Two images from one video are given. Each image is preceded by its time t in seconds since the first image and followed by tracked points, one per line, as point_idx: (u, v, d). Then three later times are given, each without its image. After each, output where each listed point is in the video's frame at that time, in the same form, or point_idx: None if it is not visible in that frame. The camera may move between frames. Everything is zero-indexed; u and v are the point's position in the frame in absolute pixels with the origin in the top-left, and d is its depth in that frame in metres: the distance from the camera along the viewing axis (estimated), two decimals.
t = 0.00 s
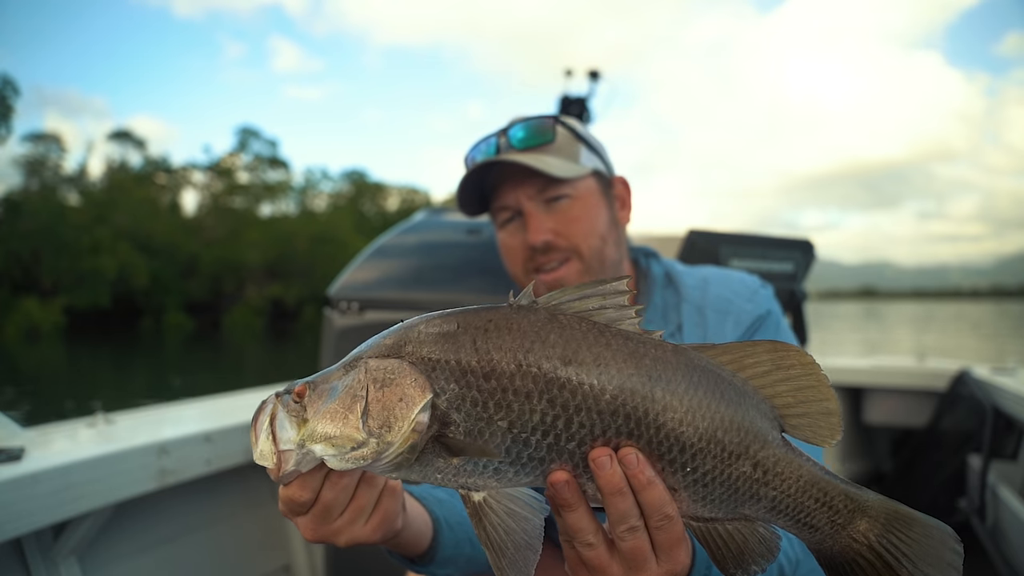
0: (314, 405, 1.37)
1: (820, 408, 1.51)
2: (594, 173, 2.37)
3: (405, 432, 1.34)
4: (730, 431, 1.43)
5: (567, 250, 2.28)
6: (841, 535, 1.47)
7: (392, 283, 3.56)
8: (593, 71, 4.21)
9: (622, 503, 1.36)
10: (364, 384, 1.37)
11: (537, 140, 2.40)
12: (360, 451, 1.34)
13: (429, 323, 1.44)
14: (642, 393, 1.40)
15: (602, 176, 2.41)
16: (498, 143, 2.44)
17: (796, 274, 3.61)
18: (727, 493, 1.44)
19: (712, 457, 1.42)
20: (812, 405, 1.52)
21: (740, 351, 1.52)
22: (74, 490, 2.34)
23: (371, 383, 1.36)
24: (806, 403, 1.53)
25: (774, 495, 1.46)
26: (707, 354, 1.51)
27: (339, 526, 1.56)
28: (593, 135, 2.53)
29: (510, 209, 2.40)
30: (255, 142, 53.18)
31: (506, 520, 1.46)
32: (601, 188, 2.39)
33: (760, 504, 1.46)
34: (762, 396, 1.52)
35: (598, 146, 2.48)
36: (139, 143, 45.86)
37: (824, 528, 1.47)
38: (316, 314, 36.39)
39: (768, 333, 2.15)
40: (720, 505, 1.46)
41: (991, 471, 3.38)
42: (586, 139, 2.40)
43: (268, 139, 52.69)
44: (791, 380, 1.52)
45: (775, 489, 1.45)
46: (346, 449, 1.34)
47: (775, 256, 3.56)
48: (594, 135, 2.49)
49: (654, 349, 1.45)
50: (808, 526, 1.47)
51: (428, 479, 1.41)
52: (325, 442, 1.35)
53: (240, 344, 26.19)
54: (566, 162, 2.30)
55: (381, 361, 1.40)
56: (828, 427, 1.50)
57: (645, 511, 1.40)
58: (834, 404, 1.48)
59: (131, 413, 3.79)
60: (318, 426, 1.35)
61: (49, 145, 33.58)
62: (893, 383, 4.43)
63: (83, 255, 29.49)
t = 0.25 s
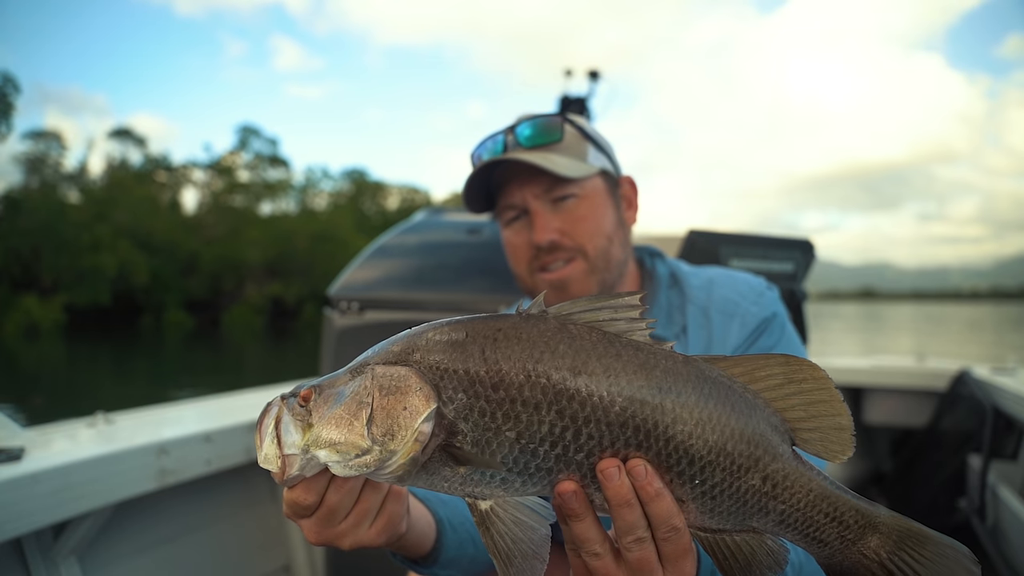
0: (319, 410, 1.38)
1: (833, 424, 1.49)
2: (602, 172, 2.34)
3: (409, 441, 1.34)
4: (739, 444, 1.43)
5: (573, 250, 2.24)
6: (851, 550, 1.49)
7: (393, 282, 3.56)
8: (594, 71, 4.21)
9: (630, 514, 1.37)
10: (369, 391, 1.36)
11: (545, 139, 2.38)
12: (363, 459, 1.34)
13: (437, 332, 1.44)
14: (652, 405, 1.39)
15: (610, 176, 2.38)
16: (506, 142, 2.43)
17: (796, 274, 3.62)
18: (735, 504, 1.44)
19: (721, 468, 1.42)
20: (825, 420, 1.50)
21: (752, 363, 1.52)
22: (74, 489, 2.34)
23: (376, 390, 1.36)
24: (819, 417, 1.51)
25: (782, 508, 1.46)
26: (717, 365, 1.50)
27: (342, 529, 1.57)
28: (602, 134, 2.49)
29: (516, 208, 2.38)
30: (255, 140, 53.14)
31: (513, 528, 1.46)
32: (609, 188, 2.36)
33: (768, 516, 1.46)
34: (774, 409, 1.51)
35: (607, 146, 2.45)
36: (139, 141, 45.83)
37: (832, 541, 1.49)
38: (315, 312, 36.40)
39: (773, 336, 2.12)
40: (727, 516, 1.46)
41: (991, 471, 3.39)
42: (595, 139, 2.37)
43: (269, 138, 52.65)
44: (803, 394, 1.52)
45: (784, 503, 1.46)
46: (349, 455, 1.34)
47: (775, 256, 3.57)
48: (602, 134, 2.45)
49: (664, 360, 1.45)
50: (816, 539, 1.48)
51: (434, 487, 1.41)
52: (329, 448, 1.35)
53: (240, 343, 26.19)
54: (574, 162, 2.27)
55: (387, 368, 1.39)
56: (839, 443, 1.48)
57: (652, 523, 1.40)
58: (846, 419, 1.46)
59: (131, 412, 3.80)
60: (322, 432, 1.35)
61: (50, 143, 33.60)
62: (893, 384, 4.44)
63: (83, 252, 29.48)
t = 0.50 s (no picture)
0: (319, 421, 1.38)
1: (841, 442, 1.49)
2: (609, 174, 2.32)
3: (407, 459, 1.35)
4: (743, 459, 1.42)
5: (578, 250, 2.22)
6: (861, 565, 1.48)
7: (393, 282, 3.55)
8: (595, 71, 4.21)
9: (633, 531, 1.37)
10: (369, 406, 1.37)
11: (555, 135, 2.34)
12: (361, 473, 1.35)
13: (438, 348, 1.44)
14: (654, 423, 1.39)
15: (616, 178, 2.36)
16: (516, 135, 2.37)
17: (796, 274, 3.62)
18: (739, 521, 1.44)
19: (723, 485, 1.42)
20: (832, 438, 1.50)
21: (757, 379, 1.51)
22: (74, 490, 2.34)
23: (375, 406, 1.37)
24: (828, 435, 1.51)
25: (789, 524, 1.45)
26: (722, 380, 1.50)
27: (331, 533, 1.56)
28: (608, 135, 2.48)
29: (521, 202, 2.35)
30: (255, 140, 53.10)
31: (515, 544, 1.45)
32: (615, 191, 2.35)
33: (775, 532, 1.46)
34: (780, 425, 1.50)
35: (614, 149, 2.43)
36: (139, 140, 45.78)
37: (842, 557, 1.48)
38: (315, 312, 36.40)
39: (774, 339, 2.05)
40: (732, 532, 1.46)
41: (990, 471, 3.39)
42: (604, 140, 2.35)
43: (268, 137, 52.59)
44: (808, 409, 1.51)
45: (791, 519, 1.45)
46: (347, 470, 1.35)
47: (775, 256, 3.57)
48: (610, 135, 2.43)
49: (665, 377, 1.45)
50: (825, 555, 1.47)
51: (436, 503, 1.41)
52: (327, 462, 1.35)
53: (240, 342, 26.19)
54: (583, 161, 2.25)
55: (387, 383, 1.40)
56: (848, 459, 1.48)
57: (655, 539, 1.40)
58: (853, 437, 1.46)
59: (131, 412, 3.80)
60: (321, 445, 1.36)
61: (49, 142, 33.57)
62: (893, 384, 4.44)
63: (83, 252, 29.46)
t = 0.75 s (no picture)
0: (314, 497, 1.23)
1: (853, 557, 1.30)
2: (627, 175, 2.18)
3: (400, 557, 1.20)
4: (744, 567, 1.27)
5: (587, 247, 2.08)
6: None
7: (393, 283, 3.54)
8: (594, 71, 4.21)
9: None
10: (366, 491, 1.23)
11: (576, 130, 2.16)
12: (353, 561, 1.21)
13: (429, 443, 1.29)
14: (655, 530, 1.25)
15: (632, 180, 2.22)
16: (536, 126, 2.19)
17: (795, 273, 3.63)
18: None
19: None
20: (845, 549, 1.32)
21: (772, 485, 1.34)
22: (74, 490, 2.34)
23: (375, 491, 1.23)
24: (840, 544, 1.32)
25: None
26: (720, 481, 1.33)
27: None
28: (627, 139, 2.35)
29: (532, 192, 2.19)
30: (255, 141, 53.14)
31: None
32: (629, 193, 2.21)
33: None
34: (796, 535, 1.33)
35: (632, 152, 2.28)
36: (139, 142, 45.80)
37: None
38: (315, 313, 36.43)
39: (772, 348, 1.94)
40: None
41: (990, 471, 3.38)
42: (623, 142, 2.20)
43: (268, 138, 52.61)
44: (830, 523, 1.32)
45: None
46: (338, 557, 1.21)
47: (775, 256, 3.56)
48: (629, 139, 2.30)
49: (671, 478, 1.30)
50: None
51: None
52: (318, 545, 1.21)
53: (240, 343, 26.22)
54: (603, 157, 2.10)
55: (382, 472, 1.25)
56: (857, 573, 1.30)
57: None
58: (868, 554, 1.28)
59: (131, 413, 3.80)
60: (314, 526, 1.21)
61: (49, 144, 33.61)
62: (892, 384, 4.44)
63: (82, 254, 29.47)
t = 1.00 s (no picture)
0: (301, 538, 1.17)
1: None
2: (616, 179, 2.15)
3: None
4: None
5: (577, 253, 2.06)
6: None
7: (392, 282, 3.54)
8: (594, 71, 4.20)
9: None
10: (355, 537, 1.16)
11: (567, 136, 2.15)
12: None
13: (417, 489, 1.22)
14: None
15: (623, 183, 2.20)
16: (527, 131, 2.17)
17: (795, 273, 3.63)
18: None
19: None
20: None
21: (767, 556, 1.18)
22: (74, 489, 2.34)
23: (365, 535, 1.16)
24: None
25: None
26: (713, 542, 1.20)
27: None
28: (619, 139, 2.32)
29: (524, 198, 2.16)
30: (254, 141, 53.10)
31: None
32: (620, 196, 2.18)
33: None
34: None
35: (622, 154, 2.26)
36: (139, 142, 45.79)
37: None
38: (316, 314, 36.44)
39: (765, 349, 1.93)
40: None
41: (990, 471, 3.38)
42: (614, 145, 2.18)
43: (268, 138, 52.62)
44: None
45: None
46: None
47: (775, 256, 3.56)
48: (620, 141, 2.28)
49: (658, 537, 1.19)
50: None
51: None
52: None
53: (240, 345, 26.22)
54: (593, 162, 2.08)
55: (370, 518, 1.18)
56: None
57: None
58: None
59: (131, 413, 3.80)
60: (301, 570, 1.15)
61: (49, 146, 33.65)
62: (893, 383, 4.43)
63: (82, 255, 29.47)
